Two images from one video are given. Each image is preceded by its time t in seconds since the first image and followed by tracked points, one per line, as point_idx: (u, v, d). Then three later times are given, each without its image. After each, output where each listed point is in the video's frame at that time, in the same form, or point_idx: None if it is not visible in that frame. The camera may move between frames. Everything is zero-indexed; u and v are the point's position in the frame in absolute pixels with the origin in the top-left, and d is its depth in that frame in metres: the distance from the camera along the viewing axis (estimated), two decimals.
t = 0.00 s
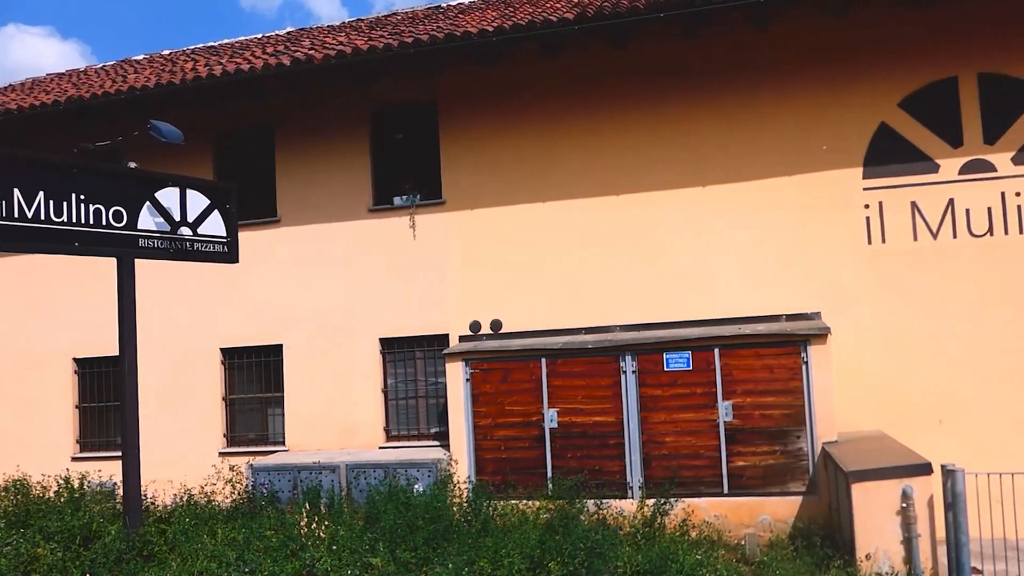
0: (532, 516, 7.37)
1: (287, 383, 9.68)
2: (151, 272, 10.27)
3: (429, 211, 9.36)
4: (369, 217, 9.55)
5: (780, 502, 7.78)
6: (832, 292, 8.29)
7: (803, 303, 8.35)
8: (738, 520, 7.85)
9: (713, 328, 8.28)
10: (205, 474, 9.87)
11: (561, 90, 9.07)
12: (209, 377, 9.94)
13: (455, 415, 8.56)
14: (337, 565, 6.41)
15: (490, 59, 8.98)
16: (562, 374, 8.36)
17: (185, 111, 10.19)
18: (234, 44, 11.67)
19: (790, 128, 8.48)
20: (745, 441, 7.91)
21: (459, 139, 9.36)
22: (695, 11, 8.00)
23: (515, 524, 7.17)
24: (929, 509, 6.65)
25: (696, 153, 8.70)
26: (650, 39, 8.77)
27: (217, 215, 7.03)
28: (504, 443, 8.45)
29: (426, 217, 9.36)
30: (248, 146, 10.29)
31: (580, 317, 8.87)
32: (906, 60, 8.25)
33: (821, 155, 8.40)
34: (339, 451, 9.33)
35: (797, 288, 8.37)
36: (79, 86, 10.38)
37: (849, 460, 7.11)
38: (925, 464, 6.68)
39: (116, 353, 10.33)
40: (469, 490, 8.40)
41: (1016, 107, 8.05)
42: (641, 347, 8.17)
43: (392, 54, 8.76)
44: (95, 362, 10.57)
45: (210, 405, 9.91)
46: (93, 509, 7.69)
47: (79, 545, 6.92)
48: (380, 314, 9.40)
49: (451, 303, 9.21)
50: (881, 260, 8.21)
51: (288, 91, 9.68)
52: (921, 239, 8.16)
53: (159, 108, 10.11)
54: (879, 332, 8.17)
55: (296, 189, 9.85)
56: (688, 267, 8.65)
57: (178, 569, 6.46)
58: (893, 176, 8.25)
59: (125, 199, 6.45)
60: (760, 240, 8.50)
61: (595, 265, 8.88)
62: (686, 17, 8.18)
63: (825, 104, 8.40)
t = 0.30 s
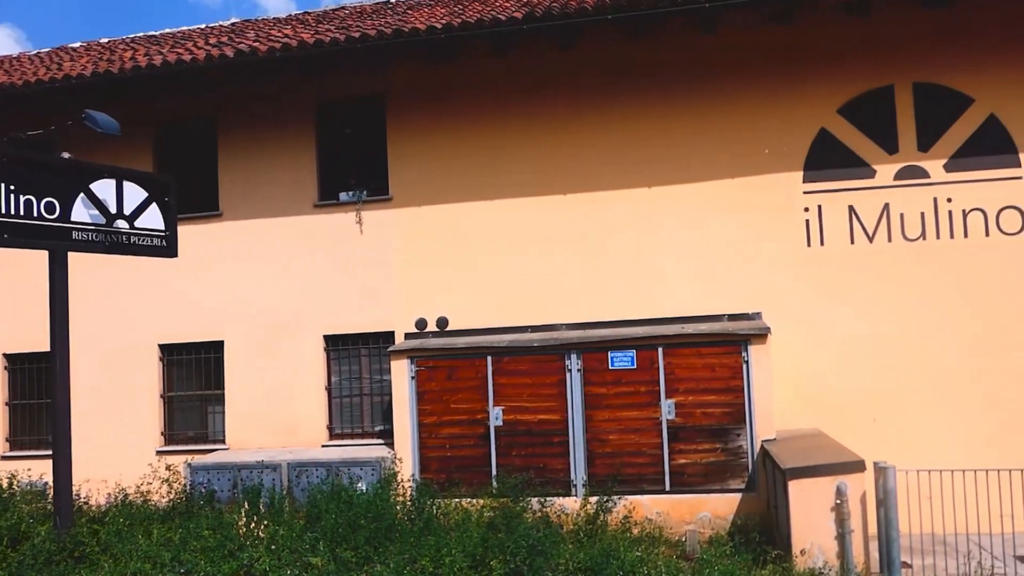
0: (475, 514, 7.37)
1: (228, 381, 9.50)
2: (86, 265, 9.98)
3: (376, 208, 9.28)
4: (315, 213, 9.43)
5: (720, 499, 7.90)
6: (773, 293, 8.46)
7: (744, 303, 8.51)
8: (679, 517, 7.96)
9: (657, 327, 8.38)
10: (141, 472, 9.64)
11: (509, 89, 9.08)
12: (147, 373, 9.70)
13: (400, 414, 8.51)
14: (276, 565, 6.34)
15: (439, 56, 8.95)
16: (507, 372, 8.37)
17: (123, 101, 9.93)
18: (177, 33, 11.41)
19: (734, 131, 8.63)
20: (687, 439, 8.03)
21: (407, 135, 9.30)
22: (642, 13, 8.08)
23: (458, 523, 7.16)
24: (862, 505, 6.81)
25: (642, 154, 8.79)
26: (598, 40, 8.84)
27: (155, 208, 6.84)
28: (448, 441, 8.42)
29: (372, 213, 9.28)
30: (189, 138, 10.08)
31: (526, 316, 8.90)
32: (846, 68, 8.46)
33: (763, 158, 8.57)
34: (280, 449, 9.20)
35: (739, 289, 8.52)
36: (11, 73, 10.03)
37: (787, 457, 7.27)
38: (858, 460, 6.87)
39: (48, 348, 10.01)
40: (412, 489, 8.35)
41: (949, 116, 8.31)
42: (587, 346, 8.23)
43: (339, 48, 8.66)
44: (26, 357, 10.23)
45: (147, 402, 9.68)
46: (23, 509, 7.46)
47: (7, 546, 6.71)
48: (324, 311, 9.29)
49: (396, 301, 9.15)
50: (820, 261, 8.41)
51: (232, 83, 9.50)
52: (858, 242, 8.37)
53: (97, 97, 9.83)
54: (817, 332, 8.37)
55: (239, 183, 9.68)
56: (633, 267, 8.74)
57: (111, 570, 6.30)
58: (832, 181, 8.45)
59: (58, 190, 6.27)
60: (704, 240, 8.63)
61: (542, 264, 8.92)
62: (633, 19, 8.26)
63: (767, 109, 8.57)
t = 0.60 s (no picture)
0: (423, 512, 7.32)
1: (171, 378, 9.28)
2: (22, 259, 9.66)
3: (325, 203, 9.17)
4: (262, 208, 9.28)
5: (668, 495, 8.00)
6: (720, 292, 8.58)
7: (693, 302, 8.61)
8: (628, 513, 8.03)
9: (607, 325, 8.43)
10: (79, 473, 9.36)
11: (461, 85, 9.05)
12: (85, 371, 9.43)
13: (348, 412, 8.42)
14: (220, 565, 6.23)
15: (389, 51, 8.87)
16: (457, 370, 8.34)
17: (62, 90, 9.64)
18: (119, 22, 11.11)
19: (685, 132, 8.72)
20: (636, 436, 8.10)
21: (357, 131, 9.19)
22: (593, 13, 8.12)
23: (406, 521, 7.11)
24: (804, 500, 6.93)
25: (593, 154, 8.84)
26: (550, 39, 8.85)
27: (94, 202, 6.65)
28: (397, 439, 8.36)
29: (321, 209, 9.16)
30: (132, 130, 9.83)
31: (477, 313, 8.87)
32: (792, 71, 8.62)
33: (711, 159, 8.68)
34: (225, 448, 9.03)
35: (687, 288, 8.62)
36: None
37: (733, 453, 7.38)
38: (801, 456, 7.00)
39: None
40: (360, 487, 8.26)
41: (891, 120, 8.52)
42: (537, 343, 8.24)
43: (288, 40, 8.53)
44: None
45: (85, 401, 9.41)
46: None
47: None
48: (271, 308, 9.14)
49: (345, 298, 9.05)
50: (766, 261, 8.55)
51: (177, 74, 9.28)
52: (803, 243, 8.54)
53: (34, 86, 9.52)
54: (763, 331, 8.51)
55: (183, 176, 9.46)
56: (584, 265, 8.79)
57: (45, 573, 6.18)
58: (778, 182, 8.60)
59: None
60: (653, 239, 8.71)
61: (492, 261, 8.91)
62: (584, 18, 8.29)
63: (715, 110, 8.69)
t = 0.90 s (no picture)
0: (376, 511, 7.26)
1: (116, 377, 9.06)
2: None
3: (276, 198, 9.03)
4: (211, 203, 9.11)
5: (620, 490, 8.07)
6: (673, 289, 8.67)
7: (646, 299, 8.69)
8: (581, 509, 8.07)
9: (561, 322, 8.46)
10: (19, 474, 9.09)
11: (415, 81, 8.99)
12: (26, 369, 9.16)
13: (300, 410, 8.32)
14: (166, 566, 6.07)
15: (343, 45, 8.77)
16: (411, 367, 8.30)
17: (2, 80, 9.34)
18: (63, 10, 10.80)
19: (638, 130, 8.80)
20: (589, 432, 8.15)
21: (309, 125, 9.07)
22: (548, 10, 8.13)
23: (358, 519, 7.04)
24: (753, 493, 7.09)
25: (548, 151, 8.86)
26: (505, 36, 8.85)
27: (35, 195, 6.39)
28: (350, 437, 8.29)
29: (273, 204, 9.03)
30: (76, 121, 9.56)
31: (431, 310, 8.84)
32: (743, 72, 8.75)
33: (664, 158, 8.76)
34: (174, 447, 8.85)
35: (640, 285, 8.70)
36: None
37: (684, 448, 7.48)
38: (750, 450, 7.14)
39: None
40: (312, 486, 8.16)
41: (838, 121, 8.69)
42: (491, 340, 8.24)
43: (238, 32, 8.38)
44: None
45: (26, 400, 9.15)
46: None
47: None
48: (221, 304, 8.98)
49: (297, 294, 8.93)
50: (718, 259, 8.67)
51: (122, 64, 9.06)
52: (754, 241, 8.67)
53: None
54: (714, 328, 8.63)
55: (130, 170, 9.24)
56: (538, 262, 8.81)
57: None
58: (729, 181, 8.72)
59: None
60: (607, 237, 8.77)
61: (447, 258, 8.87)
62: (539, 16, 8.30)
63: (668, 109, 8.78)
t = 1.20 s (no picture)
0: (331, 509, 7.21)
1: (61, 375, 8.85)
2: None
3: (228, 193, 8.90)
4: (161, 197, 8.93)
5: (575, 485, 8.13)
6: (628, 285, 8.75)
7: (601, 296, 8.76)
8: (536, 504, 8.12)
9: (516, 319, 8.49)
10: None
11: (370, 76, 8.93)
12: None
13: (252, 408, 8.21)
14: (113, 568, 5.94)
15: (297, 38, 8.66)
16: (366, 364, 8.25)
17: None
18: None
19: (594, 128, 8.86)
20: (545, 428, 8.19)
21: (262, 119, 8.95)
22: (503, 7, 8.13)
23: (312, 518, 6.99)
24: (705, 487, 7.19)
25: (504, 147, 8.87)
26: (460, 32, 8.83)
27: None
28: (304, 435, 8.22)
29: (224, 199, 8.89)
30: (19, 112, 9.30)
31: (387, 306, 8.79)
32: (697, 71, 8.86)
33: (619, 156, 8.84)
34: (122, 447, 8.68)
35: (594, 282, 8.77)
36: None
37: (638, 443, 7.56)
38: (702, 446, 7.23)
39: None
40: (265, 484, 8.07)
41: (789, 121, 8.85)
42: (446, 337, 8.23)
43: (188, 24, 8.22)
44: None
45: None
46: None
47: None
48: (171, 301, 8.82)
49: (249, 290, 8.81)
50: (671, 256, 8.77)
51: (67, 54, 8.83)
52: (706, 238, 8.79)
53: None
54: (667, 324, 8.74)
55: (75, 163, 9.02)
56: (494, 258, 8.82)
57: None
58: (683, 179, 8.83)
59: None
60: (562, 234, 8.82)
61: (402, 254, 8.83)
62: (495, 13, 8.30)
63: (623, 107, 8.85)
